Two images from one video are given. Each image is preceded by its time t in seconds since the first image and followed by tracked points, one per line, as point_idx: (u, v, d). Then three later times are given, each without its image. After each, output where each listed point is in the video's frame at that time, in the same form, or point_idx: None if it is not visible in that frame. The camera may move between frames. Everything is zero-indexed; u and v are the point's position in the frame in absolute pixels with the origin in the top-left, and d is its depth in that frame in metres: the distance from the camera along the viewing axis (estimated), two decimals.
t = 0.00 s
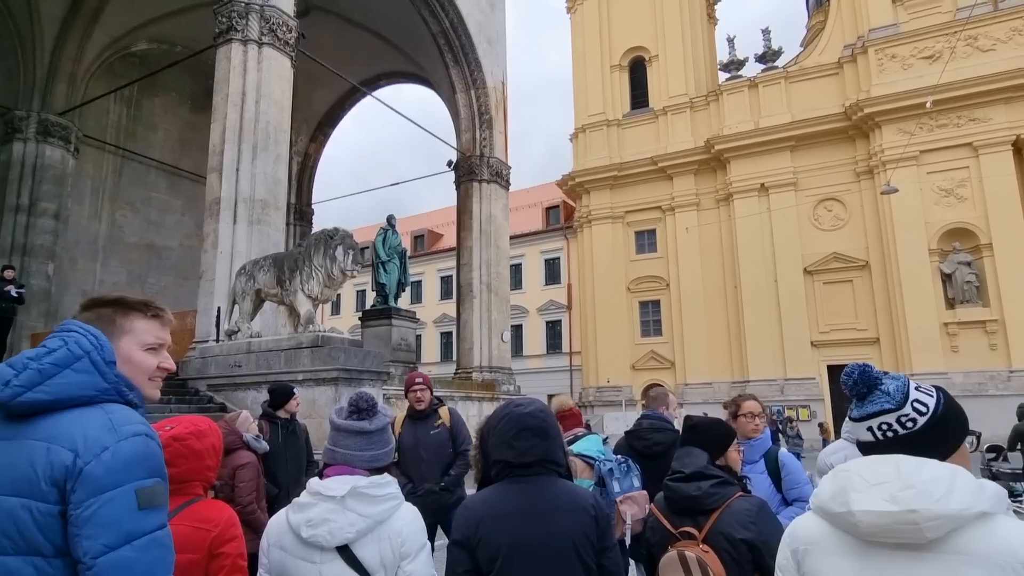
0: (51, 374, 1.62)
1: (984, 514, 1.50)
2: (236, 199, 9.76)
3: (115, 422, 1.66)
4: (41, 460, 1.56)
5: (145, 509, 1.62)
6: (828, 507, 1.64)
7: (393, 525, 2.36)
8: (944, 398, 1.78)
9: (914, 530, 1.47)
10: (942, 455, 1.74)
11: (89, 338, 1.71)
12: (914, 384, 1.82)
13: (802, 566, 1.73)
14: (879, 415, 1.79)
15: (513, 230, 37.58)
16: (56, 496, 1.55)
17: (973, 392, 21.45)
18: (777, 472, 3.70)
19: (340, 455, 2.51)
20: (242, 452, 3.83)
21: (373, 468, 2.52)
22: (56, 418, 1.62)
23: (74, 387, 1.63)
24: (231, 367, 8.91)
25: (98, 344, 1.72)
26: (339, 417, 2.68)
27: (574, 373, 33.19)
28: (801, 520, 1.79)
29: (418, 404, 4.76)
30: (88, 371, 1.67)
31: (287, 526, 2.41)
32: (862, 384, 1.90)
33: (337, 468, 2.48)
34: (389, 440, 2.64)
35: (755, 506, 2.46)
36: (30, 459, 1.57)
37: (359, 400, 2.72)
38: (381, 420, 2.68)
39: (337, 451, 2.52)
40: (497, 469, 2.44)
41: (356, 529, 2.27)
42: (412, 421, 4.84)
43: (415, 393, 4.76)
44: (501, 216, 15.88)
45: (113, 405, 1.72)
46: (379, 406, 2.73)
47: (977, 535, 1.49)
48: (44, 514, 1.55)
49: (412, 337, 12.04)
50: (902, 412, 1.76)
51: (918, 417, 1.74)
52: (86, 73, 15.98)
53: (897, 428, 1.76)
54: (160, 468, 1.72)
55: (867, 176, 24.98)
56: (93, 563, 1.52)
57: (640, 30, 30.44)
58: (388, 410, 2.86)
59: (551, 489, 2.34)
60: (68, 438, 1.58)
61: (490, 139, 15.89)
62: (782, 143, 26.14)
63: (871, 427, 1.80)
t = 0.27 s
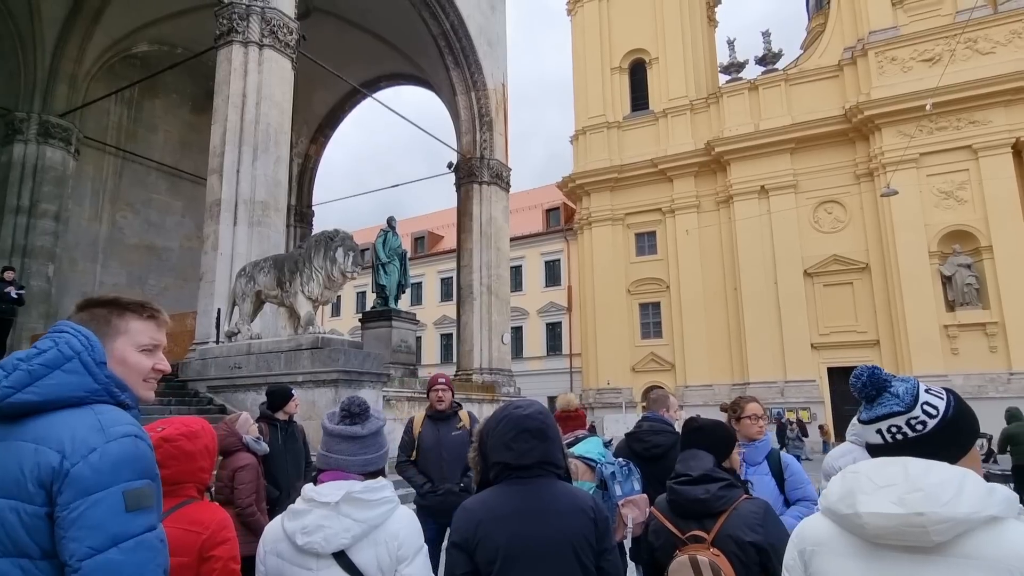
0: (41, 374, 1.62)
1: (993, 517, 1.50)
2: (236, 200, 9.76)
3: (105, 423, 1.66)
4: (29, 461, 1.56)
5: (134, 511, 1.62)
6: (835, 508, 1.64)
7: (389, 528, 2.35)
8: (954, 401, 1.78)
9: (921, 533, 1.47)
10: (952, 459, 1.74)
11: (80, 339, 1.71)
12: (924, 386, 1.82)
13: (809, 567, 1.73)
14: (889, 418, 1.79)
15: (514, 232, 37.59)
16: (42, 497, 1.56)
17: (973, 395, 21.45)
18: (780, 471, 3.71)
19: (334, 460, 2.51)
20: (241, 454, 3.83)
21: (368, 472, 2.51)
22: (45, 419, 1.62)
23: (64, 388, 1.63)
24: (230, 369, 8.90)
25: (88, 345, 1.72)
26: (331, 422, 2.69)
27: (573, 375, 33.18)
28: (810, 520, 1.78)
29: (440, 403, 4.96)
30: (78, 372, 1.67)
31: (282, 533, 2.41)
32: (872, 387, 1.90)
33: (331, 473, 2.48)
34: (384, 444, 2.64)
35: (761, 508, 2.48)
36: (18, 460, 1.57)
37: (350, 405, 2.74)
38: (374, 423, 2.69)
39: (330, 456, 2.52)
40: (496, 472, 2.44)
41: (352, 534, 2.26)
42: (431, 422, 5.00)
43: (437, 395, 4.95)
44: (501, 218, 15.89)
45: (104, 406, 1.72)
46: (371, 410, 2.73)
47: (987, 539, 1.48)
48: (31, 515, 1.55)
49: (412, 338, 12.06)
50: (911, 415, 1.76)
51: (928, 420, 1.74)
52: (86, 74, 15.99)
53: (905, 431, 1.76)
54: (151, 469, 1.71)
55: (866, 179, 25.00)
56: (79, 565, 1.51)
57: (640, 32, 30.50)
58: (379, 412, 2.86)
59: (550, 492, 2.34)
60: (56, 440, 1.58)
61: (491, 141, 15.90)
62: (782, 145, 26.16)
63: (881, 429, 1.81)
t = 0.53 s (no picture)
0: (39, 375, 1.62)
1: (999, 520, 1.50)
2: (237, 201, 9.77)
3: (104, 424, 1.66)
4: (27, 463, 1.56)
5: (132, 513, 1.62)
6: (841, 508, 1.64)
7: (391, 528, 2.35)
8: (960, 402, 1.78)
9: (926, 535, 1.47)
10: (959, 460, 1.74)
11: (78, 339, 1.71)
12: (931, 387, 1.81)
13: (814, 567, 1.73)
14: (895, 420, 1.78)
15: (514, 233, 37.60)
16: (41, 500, 1.56)
17: (974, 396, 21.43)
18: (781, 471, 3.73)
19: (329, 461, 2.51)
20: (241, 455, 3.84)
21: (365, 473, 2.50)
22: (43, 420, 1.62)
23: (62, 389, 1.64)
24: (231, 369, 8.91)
25: (87, 345, 1.72)
26: (326, 424, 2.70)
27: (574, 376, 33.17)
28: (815, 522, 1.79)
29: (460, 398, 4.97)
30: (77, 372, 1.68)
31: (282, 536, 2.41)
32: (878, 388, 1.89)
33: (328, 475, 2.47)
34: (380, 443, 2.63)
35: (769, 507, 2.55)
36: (16, 462, 1.57)
37: (346, 405, 2.74)
38: (368, 423, 2.69)
39: (325, 457, 2.52)
40: (496, 473, 2.44)
41: (354, 536, 2.26)
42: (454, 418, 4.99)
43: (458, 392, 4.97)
44: (502, 219, 15.90)
45: (103, 407, 1.72)
46: (366, 410, 2.73)
47: (991, 541, 1.48)
48: (30, 517, 1.55)
49: (413, 339, 12.08)
50: (918, 416, 1.75)
51: (935, 421, 1.74)
52: (88, 75, 16.01)
53: (911, 432, 1.76)
54: (149, 470, 1.72)
55: (867, 180, 25.00)
56: (78, 567, 1.51)
57: (641, 33, 30.52)
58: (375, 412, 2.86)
59: (549, 492, 2.34)
60: (55, 441, 1.58)
61: (491, 142, 15.91)
62: (783, 146, 26.16)
63: (887, 431, 1.80)
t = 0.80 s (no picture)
0: (43, 377, 1.62)
1: (999, 522, 1.50)
2: (238, 202, 9.77)
3: (110, 426, 1.67)
4: (34, 464, 1.57)
5: (139, 513, 1.64)
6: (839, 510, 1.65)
7: (393, 530, 2.36)
8: (959, 404, 1.78)
9: (924, 538, 1.47)
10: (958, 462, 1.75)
11: (81, 341, 1.71)
12: (930, 389, 1.80)
13: (815, 568, 1.74)
14: (894, 423, 1.79)
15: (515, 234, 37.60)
16: (50, 501, 1.56)
17: (975, 398, 21.40)
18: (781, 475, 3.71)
19: (328, 463, 2.50)
20: (241, 456, 3.84)
21: (366, 474, 2.51)
22: (49, 421, 1.62)
23: (67, 390, 1.64)
24: (232, 370, 8.92)
25: (90, 347, 1.72)
26: (326, 426, 2.68)
27: (574, 377, 33.16)
28: (815, 524, 1.79)
29: (469, 395, 4.98)
30: (80, 374, 1.68)
31: (283, 539, 2.42)
32: (877, 391, 1.87)
33: (328, 477, 2.48)
34: (379, 444, 2.63)
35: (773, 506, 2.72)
36: (22, 463, 1.57)
37: (346, 406, 2.73)
38: (368, 424, 2.67)
39: (324, 459, 2.52)
40: (496, 474, 2.44)
41: (356, 539, 2.26)
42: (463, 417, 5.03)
43: (467, 391, 4.98)
44: (502, 220, 15.90)
45: (106, 408, 1.73)
46: (365, 411, 2.72)
47: (990, 543, 1.48)
48: (38, 518, 1.56)
49: (413, 340, 12.10)
50: (918, 419, 1.75)
51: (933, 424, 1.74)
52: (89, 76, 16.04)
53: (910, 436, 1.76)
54: (154, 471, 1.73)
55: (868, 181, 24.99)
56: (88, 567, 1.52)
57: (642, 34, 30.53)
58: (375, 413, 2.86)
59: (550, 494, 2.35)
60: (62, 442, 1.59)
61: (492, 143, 15.92)
62: (784, 147, 26.14)
63: (887, 433, 1.81)
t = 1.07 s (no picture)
0: (45, 381, 1.62)
1: (989, 524, 1.50)
2: (239, 204, 9.78)
3: (113, 429, 1.67)
4: (37, 469, 1.57)
5: (144, 517, 1.65)
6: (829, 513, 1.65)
7: (390, 531, 2.36)
8: (950, 405, 1.78)
9: (914, 540, 1.47)
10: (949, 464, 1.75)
11: (82, 344, 1.71)
12: (920, 390, 1.80)
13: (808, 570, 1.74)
14: (884, 425, 1.79)
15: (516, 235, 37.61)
16: (54, 505, 1.57)
17: (976, 398, 21.37)
18: (774, 480, 3.68)
19: (324, 466, 2.49)
20: (241, 458, 3.83)
21: (362, 475, 2.51)
22: (51, 426, 1.63)
23: (68, 395, 1.64)
24: (233, 372, 8.93)
25: (92, 350, 1.72)
26: (319, 427, 2.65)
27: (575, 378, 33.15)
28: (807, 527, 1.79)
29: (472, 404, 4.95)
30: (82, 378, 1.68)
31: (280, 542, 2.42)
32: (868, 392, 1.87)
33: (323, 479, 2.48)
34: (374, 445, 2.62)
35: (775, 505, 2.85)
36: (25, 468, 1.58)
37: (339, 407, 2.71)
38: (363, 426, 2.66)
39: (319, 462, 2.50)
40: (496, 475, 2.44)
41: (353, 541, 2.27)
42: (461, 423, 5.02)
43: (468, 399, 4.95)
44: (503, 221, 15.91)
45: (107, 412, 1.73)
46: (360, 413, 2.71)
47: (982, 545, 1.48)
48: (42, 523, 1.56)
49: (414, 341, 12.13)
50: (907, 421, 1.76)
51: (924, 426, 1.74)
52: (90, 78, 16.07)
53: (901, 437, 1.76)
54: (156, 474, 1.73)
55: (868, 182, 24.98)
56: (94, 571, 1.53)
57: (643, 36, 30.54)
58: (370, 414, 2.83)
59: (550, 495, 2.35)
60: (65, 447, 1.59)
61: (492, 145, 15.94)
62: (785, 148, 26.13)
63: (879, 435, 1.81)
